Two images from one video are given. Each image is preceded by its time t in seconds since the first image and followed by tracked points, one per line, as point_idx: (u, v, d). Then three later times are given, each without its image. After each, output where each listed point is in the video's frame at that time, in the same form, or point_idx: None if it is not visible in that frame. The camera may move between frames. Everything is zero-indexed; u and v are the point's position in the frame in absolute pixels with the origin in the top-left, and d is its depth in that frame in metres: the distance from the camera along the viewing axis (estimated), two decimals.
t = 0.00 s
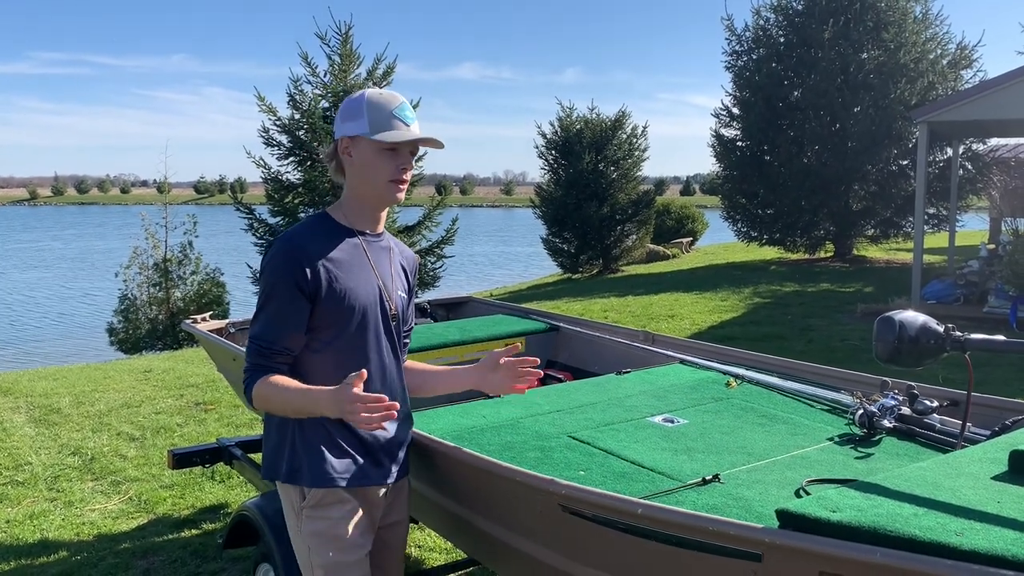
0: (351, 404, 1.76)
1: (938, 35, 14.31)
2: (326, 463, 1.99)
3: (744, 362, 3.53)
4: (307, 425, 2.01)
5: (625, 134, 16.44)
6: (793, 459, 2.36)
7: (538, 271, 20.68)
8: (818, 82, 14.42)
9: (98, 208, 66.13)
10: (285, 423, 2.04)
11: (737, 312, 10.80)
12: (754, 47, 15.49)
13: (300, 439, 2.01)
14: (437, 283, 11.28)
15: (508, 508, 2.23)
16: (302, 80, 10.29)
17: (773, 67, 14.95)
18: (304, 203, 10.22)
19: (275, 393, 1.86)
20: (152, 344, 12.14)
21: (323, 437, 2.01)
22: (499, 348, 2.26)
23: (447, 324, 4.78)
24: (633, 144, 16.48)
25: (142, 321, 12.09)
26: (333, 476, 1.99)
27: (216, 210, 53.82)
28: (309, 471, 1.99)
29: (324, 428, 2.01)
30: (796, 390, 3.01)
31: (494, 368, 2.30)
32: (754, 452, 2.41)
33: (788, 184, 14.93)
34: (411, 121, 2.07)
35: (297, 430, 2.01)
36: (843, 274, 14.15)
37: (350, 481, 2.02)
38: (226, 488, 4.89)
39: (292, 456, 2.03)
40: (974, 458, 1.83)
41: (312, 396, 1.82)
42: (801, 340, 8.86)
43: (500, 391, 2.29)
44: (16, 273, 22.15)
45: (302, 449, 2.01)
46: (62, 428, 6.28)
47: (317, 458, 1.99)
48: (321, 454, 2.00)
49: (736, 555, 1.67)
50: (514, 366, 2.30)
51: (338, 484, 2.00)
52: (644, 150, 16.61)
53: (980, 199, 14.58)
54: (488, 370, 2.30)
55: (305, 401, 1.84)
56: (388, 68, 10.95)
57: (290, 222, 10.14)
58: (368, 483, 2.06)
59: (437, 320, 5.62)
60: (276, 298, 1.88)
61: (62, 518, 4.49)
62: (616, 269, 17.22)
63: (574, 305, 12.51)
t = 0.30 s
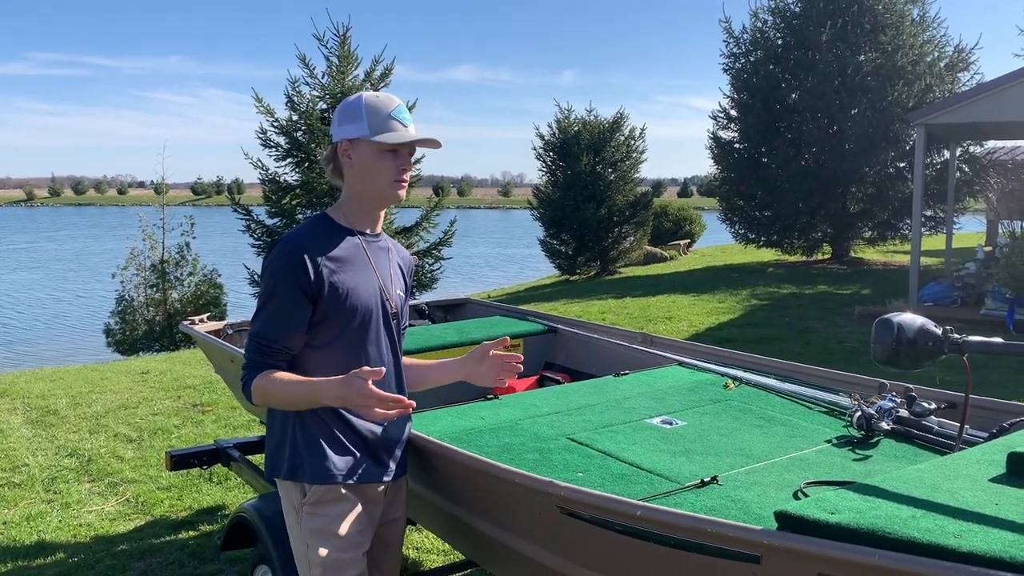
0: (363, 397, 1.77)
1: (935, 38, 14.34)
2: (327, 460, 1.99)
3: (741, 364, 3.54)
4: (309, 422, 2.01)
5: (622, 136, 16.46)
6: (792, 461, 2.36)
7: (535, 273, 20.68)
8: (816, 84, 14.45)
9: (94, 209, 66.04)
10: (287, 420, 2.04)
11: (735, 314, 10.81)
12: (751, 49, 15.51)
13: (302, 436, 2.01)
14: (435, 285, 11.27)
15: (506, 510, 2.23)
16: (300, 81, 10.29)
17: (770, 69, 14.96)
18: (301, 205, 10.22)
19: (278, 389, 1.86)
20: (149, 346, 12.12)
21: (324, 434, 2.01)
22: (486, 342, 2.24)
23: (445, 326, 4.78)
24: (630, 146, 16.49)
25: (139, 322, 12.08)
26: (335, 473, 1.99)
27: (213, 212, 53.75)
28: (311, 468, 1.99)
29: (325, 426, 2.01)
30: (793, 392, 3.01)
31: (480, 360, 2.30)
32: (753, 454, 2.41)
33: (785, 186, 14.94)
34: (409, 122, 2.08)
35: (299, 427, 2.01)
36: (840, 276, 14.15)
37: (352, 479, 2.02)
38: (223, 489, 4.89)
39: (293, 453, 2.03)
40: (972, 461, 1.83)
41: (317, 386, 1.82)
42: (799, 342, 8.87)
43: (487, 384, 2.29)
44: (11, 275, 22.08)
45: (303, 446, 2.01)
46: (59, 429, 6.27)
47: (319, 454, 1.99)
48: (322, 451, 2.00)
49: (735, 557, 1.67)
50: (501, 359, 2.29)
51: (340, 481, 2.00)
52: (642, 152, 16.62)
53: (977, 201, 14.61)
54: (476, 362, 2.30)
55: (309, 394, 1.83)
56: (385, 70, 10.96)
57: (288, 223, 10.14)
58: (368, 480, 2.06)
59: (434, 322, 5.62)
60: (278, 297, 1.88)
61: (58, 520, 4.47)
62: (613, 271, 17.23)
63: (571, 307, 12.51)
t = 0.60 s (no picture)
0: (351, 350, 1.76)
1: (934, 39, 14.34)
2: (327, 461, 2.00)
3: (740, 365, 3.54)
4: (309, 422, 2.02)
5: (621, 137, 16.48)
6: (792, 462, 2.36)
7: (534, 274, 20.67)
8: (815, 85, 14.46)
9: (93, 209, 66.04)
10: (288, 419, 2.04)
11: (734, 315, 10.82)
12: (750, 51, 15.52)
13: (302, 435, 2.02)
14: (434, 285, 11.27)
15: (505, 510, 2.23)
16: (299, 82, 10.29)
17: (769, 70, 14.97)
18: (301, 206, 10.21)
19: (274, 378, 1.85)
20: (148, 347, 12.10)
21: (324, 435, 2.02)
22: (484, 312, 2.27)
23: (444, 326, 4.78)
24: (629, 147, 16.50)
25: (138, 323, 12.08)
26: (334, 474, 2.00)
27: (212, 213, 53.76)
28: (310, 469, 2.00)
29: (325, 426, 2.02)
30: (793, 392, 3.02)
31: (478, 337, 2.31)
32: (752, 455, 2.41)
33: (784, 187, 14.95)
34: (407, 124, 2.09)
35: (300, 426, 2.02)
36: (839, 277, 14.16)
37: (351, 480, 2.03)
38: (223, 490, 4.89)
39: (294, 453, 2.03)
40: (971, 461, 1.84)
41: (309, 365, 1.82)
42: (798, 343, 8.87)
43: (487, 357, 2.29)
44: (9, 276, 22.05)
45: (303, 446, 2.02)
46: (58, 430, 6.26)
47: (318, 455, 2.00)
48: (322, 453, 2.00)
49: (736, 558, 1.67)
50: (498, 333, 2.32)
51: (338, 482, 2.00)
52: (641, 153, 16.63)
53: (977, 202, 14.63)
54: (472, 339, 2.31)
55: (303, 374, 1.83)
56: (384, 71, 10.97)
57: (287, 224, 10.14)
58: (367, 482, 2.06)
59: (434, 323, 5.62)
60: (280, 296, 1.88)
61: (58, 521, 4.47)
62: (612, 272, 17.24)
63: (570, 307, 12.52)
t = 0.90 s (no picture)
0: (335, 401, 1.75)
1: (934, 38, 14.33)
2: (324, 460, 2.00)
3: (741, 364, 3.54)
4: (306, 423, 2.02)
5: (622, 136, 16.47)
6: (792, 460, 2.36)
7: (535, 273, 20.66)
8: (815, 85, 14.45)
9: (93, 209, 66.08)
10: (286, 420, 2.05)
11: (734, 314, 10.82)
12: (750, 50, 15.52)
13: (299, 436, 2.02)
14: (434, 285, 11.27)
15: (505, 509, 2.23)
16: (299, 82, 10.30)
17: (770, 69, 14.97)
18: (301, 205, 10.21)
19: (269, 388, 1.87)
20: (149, 347, 12.10)
21: (322, 434, 2.02)
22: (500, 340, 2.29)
23: (445, 325, 4.77)
24: (629, 146, 16.49)
25: (138, 323, 12.08)
26: (332, 473, 2.00)
27: (212, 213, 53.82)
28: (307, 468, 2.00)
29: (323, 426, 2.02)
30: (794, 391, 3.01)
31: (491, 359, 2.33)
32: (753, 454, 2.41)
33: (785, 186, 14.93)
34: (396, 122, 2.06)
35: (297, 426, 2.03)
36: (840, 276, 14.15)
37: (349, 479, 2.03)
38: (223, 490, 4.89)
39: (291, 452, 2.04)
40: (972, 460, 1.84)
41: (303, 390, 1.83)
42: (799, 342, 8.87)
43: (499, 381, 2.31)
44: (9, 276, 22.06)
45: (301, 445, 2.02)
46: (59, 430, 6.27)
47: (315, 454, 2.00)
48: (319, 451, 2.01)
49: (737, 557, 1.67)
50: (511, 358, 2.33)
51: (336, 481, 2.00)
52: (641, 152, 16.62)
53: (977, 200, 14.62)
54: (485, 363, 2.32)
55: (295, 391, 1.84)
56: (384, 70, 10.97)
57: (287, 224, 10.14)
58: (365, 482, 2.06)
59: (434, 322, 5.62)
60: (277, 296, 1.88)
61: (58, 521, 4.47)
62: (613, 271, 17.23)
63: (571, 307, 12.53)
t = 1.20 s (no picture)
0: (326, 411, 1.79)
1: (934, 34, 14.31)
2: (313, 456, 2.00)
3: (740, 361, 3.53)
4: (297, 421, 2.03)
5: (621, 133, 16.45)
6: (790, 457, 2.35)
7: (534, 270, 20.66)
8: (815, 81, 14.44)
9: (92, 207, 66.05)
10: (280, 418, 2.07)
11: (734, 311, 10.82)
12: (750, 46, 15.50)
13: (290, 433, 2.03)
14: (434, 282, 11.26)
15: (502, 506, 2.23)
16: (298, 79, 10.28)
17: (769, 65, 14.95)
18: (300, 203, 10.20)
19: (260, 387, 1.90)
20: (149, 345, 12.10)
21: (312, 432, 2.02)
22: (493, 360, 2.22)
23: (443, 323, 4.76)
24: (629, 143, 16.49)
25: (138, 321, 12.08)
26: (321, 469, 2.00)
27: (212, 211, 53.81)
28: (297, 463, 2.01)
29: (313, 423, 2.02)
30: (792, 388, 3.01)
31: (484, 377, 2.28)
32: (751, 451, 2.40)
33: (784, 183, 14.92)
34: (370, 116, 2.03)
35: (288, 424, 2.04)
36: (840, 273, 14.16)
37: (338, 476, 2.02)
38: (222, 488, 4.88)
39: (283, 449, 2.05)
40: (971, 457, 1.83)
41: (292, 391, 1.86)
42: (798, 339, 8.86)
43: (486, 401, 2.26)
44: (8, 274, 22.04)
45: (292, 441, 2.03)
46: (58, 428, 6.26)
47: (305, 450, 2.01)
48: (309, 447, 2.01)
49: (734, 554, 1.66)
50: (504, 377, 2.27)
51: (325, 478, 2.00)
52: (641, 149, 16.61)
53: (977, 196, 14.61)
54: (477, 377, 2.28)
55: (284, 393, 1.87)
56: (383, 67, 10.95)
57: (286, 221, 10.13)
58: (355, 479, 2.05)
59: (433, 319, 5.61)
60: (263, 296, 1.90)
61: (58, 519, 4.47)
62: (613, 268, 17.23)
63: (570, 304, 12.53)
